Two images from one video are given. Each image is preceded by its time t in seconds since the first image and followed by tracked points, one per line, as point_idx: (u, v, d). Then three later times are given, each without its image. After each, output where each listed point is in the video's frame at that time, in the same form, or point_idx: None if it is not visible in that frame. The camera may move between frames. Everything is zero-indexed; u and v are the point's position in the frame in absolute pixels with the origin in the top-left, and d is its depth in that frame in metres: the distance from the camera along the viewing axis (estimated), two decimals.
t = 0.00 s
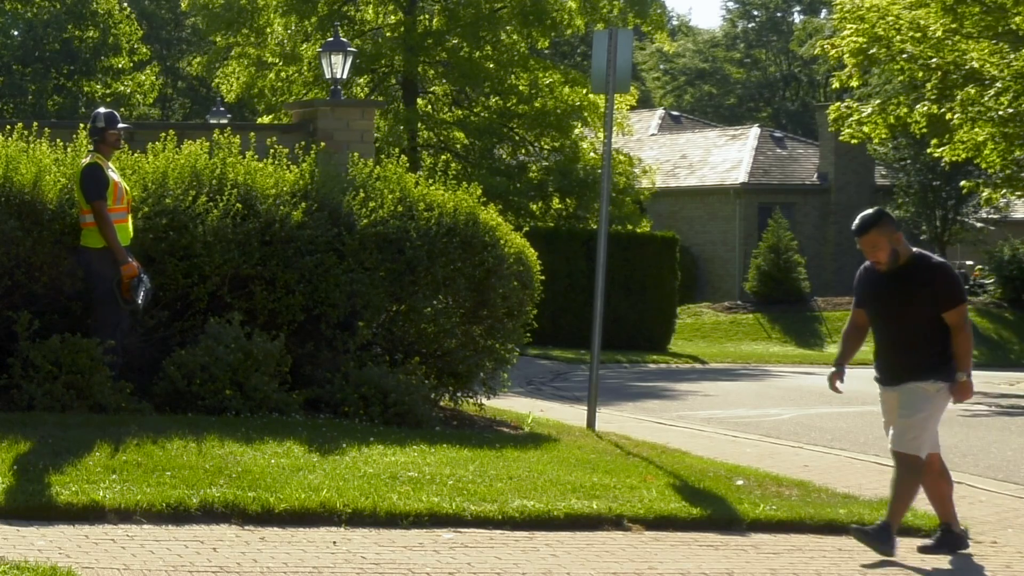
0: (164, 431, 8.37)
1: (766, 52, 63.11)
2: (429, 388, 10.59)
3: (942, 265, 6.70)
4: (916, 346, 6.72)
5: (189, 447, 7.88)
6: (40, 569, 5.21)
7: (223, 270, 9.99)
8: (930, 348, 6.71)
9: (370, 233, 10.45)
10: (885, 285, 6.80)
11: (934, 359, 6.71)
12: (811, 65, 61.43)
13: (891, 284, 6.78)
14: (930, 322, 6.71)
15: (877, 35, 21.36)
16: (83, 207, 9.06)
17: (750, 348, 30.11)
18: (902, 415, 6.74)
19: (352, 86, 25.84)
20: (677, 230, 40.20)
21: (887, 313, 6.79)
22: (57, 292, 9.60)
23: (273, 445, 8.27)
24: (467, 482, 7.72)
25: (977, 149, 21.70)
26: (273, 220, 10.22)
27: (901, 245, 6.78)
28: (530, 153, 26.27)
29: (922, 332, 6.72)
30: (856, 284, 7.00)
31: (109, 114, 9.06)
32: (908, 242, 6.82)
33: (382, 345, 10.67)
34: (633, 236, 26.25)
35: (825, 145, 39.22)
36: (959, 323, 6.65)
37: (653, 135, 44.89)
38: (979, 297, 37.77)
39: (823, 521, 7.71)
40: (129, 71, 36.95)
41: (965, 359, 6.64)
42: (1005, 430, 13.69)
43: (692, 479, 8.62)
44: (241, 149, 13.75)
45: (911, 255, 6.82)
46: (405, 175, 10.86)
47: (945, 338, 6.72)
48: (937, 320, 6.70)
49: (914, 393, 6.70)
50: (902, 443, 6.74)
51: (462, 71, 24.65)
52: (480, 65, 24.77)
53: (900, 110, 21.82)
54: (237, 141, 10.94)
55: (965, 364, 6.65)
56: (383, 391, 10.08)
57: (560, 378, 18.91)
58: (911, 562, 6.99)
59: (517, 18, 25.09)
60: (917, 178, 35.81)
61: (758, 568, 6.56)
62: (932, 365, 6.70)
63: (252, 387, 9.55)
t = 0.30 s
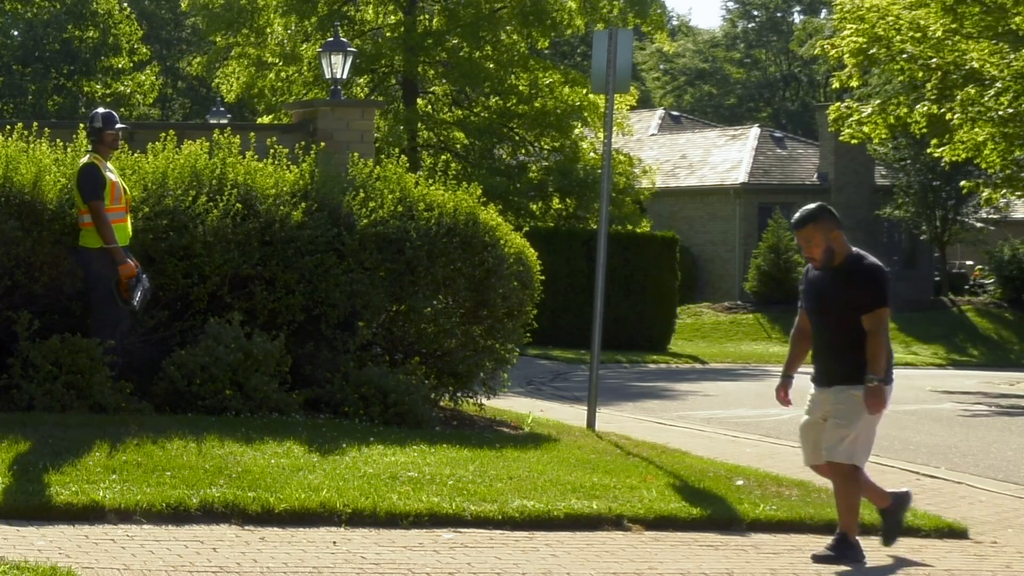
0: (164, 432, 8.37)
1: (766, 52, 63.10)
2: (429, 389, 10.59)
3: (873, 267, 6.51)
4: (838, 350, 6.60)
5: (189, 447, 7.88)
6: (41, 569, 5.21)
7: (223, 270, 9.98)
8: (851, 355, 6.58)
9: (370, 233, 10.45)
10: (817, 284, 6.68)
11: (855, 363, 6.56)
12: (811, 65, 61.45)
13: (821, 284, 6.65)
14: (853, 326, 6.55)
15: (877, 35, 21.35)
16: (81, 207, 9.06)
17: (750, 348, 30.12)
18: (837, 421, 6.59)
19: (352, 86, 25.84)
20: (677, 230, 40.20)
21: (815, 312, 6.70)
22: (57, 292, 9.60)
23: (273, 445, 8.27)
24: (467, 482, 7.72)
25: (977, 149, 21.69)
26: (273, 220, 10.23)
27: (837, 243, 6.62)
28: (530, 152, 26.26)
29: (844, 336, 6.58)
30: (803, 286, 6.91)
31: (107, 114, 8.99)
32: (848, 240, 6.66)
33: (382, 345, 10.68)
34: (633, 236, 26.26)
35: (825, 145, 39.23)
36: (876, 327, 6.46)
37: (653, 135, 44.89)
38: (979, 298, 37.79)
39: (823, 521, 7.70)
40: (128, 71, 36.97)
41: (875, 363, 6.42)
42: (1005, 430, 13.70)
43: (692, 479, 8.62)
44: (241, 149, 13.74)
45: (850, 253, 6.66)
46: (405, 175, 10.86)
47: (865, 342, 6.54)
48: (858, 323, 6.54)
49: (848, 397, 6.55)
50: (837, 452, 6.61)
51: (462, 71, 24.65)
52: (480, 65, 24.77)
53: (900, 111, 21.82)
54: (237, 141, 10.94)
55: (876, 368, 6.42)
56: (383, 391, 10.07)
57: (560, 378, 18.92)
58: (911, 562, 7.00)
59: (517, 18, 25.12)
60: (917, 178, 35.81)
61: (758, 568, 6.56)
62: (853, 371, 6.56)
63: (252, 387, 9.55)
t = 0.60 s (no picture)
0: (163, 431, 8.38)
1: (766, 52, 63.07)
2: (429, 389, 10.59)
3: (786, 262, 6.53)
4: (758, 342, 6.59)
5: (189, 447, 7.88)
6: (41, 569, 5.21)
7: (223, 270, 9.98)
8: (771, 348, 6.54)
9: (370, 233, 10.45)
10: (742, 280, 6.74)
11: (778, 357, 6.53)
12: (811, 65, 61.47)
13: (746, 280, 6.71)
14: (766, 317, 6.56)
15: (877, 35, 21.35)
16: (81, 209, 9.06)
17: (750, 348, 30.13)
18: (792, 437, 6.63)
19: (352, 86, 25.84)
20: (677, 230, 40.20)
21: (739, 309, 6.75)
22: (57, 291, 9.61)
23: (273, 445, 8.27)
24: (467, 482, 7.72)
25: (977, 149, 21.69)
26: (273, 220, 10.22)
27: (757, 239, 6.67)
28: (530, 153, 26.28)
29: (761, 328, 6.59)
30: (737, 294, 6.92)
31: (106, 115, 8.99)
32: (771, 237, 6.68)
33: (382, 345, 10.68)
34: (633, 236, 26.26)
35: (825, 145, 39.22)
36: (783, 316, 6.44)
37: (653, 135, 44.90)
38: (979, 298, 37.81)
39: (823, 521, 7.70)
40: (129, 71, 36.99)
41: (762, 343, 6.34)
42: (1006, 430, 13.70)
43: (692, 479, 8.62)
44: (241, 149, 13.74)
45: (773, 251, 6.69)
46: (405, 175, 10.86)
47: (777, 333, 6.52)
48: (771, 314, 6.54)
49: (798, 407, 6.54)
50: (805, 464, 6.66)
51: (462, 71, 24.65)
52: (480, 65, 24.77)
53: (900, 111, 21.82)
54: (237, 142, 10.94)
55: (759, 348, 6.34)
56: (383, 391, 10.07)
57: (560, 378, 18.92)
58: (912, 562, 7.00)
59: (516, 18, 25.11)
60: (917, 178, 35.81)
61: (758, 568, 6.56)
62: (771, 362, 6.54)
63: (252, 387, 9.55)
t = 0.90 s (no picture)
0: (163, 431, 8.37)
1: (766, 52, 63.05)
2: (429, 389, 10.59)
3: (695, 254, 6.26)
4: (668, 340, 6.33)
5: (189, 447, 7.88)
6: (40, 569, 5.21)
7: (223, 270, 9.98)
8: (681, 347, 6.29)
9: (370, 233, 10.46)
10: (652, 272, 6.46)
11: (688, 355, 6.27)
12: (811, 65, 61.47)
13: (656, 272, 6.43)
14: (678, 314, 6.29)
15: (877, 35, 21.34)
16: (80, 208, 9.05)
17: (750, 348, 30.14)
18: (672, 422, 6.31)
19: (352, 86, 25.83)
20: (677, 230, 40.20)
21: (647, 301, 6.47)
22: (56, 292, 9.61)
23: (273, 445, 8.27)
24: (467, 482, 7.72)
25: (977, 149, 21.69)
26: (273, 221, 10.23)
27: (666, 229, 6.40)
28: (530, 153, 26.28)
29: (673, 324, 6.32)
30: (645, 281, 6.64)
31: (107, 115, 8.99)
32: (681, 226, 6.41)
33: (382, 345, 10.67)
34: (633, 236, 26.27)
35: (825, 145, 39.23)
36: (700, 318, 6.20)
37: (653, 135, 44.90)
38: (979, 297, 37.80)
39: (823, 521, 7.70)
40: (129, 71, 37.02)
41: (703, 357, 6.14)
42: (1006, 430, 13.70)
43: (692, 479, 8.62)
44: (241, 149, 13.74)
45: (683, 241, 6.42)
46: (405, 176, 10.86)
47: (691, 334, 6.27)
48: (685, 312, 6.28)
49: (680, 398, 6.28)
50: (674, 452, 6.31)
51: (462, 70, 24.64)
52: (480, 65, 24.78)
53: (900, 111, 21.82)
54: (237, 142, 10.94)
55: (706, 363, 6.13)
56: (383, 391, 10.07)
57: (560, 378, 18.92)
58: (912, 562, 7.00)
59: (517, 18, 25.08)
60: (917, 178, 35.81)
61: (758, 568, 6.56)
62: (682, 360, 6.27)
63: (252, 387, 9.55)
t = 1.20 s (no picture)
0: (163, 431, 8.38)
1: (766, 52, 63.04)
2: (429, 389, 10.59)
3: (624, 262, 6.19)
4: (589, 342, 6.27)
5: (189, 448, 7.88)
6: (40, 569, 5.21)
7: (223, 270, 9.99)
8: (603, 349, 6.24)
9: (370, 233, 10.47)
10: (572, 273, 6.36)
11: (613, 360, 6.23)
12: (811, 65, 61.46)
13: (576, 273, 6.34)
14: (602, 319, 6.22)
15: (877, 35, 21.34)
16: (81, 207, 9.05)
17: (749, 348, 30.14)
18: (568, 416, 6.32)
19: (352, 86, 25.83)
20: (677, 230, 40.19)
21: (565, 305, 6.34)
22: (56, 292, 9.61)
23: (273, 445, 8.27)
24: (467, 482, 7.72)
25: (977, 149, 21.70)
26: (273, 221, 10.23)
27: (588, 233, 6.30)
28: (530, 152, 26.23)
29: (598, 329, 6.24)
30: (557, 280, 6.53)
31: (108, 114, 8.98)
32: (602, 232, 6.32)
33: (382, 345, 10.67)
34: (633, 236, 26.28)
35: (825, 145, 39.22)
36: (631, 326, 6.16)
37: (653, 135, 44.91)
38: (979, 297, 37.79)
39: (823, 521, 7.70)
40: (129, 71, 37.04)
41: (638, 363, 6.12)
42: (1006, 430, 13.70)
43: (692, 479, 8.62)
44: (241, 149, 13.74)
45: (603, 247, 6.34)
46: (405, 175, 10.87)
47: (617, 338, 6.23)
48: (614, 319, 6.22)
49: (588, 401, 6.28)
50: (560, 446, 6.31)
51: (462, 70, 24.64)
52: (480, 65, 24.76)
53: (900, 111, 21.80)
54: (237, 141, 10.94)
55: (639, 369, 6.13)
56: (383, 391, 10.07)
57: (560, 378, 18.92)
58: (911, 562, 7.00)
59: (516, 18, 25.08)
60: (917, 178, 35.81)
61: (758, 568, 6.56)
62: (607, 366, 6.23)
63: (252, 386, 9.55)
